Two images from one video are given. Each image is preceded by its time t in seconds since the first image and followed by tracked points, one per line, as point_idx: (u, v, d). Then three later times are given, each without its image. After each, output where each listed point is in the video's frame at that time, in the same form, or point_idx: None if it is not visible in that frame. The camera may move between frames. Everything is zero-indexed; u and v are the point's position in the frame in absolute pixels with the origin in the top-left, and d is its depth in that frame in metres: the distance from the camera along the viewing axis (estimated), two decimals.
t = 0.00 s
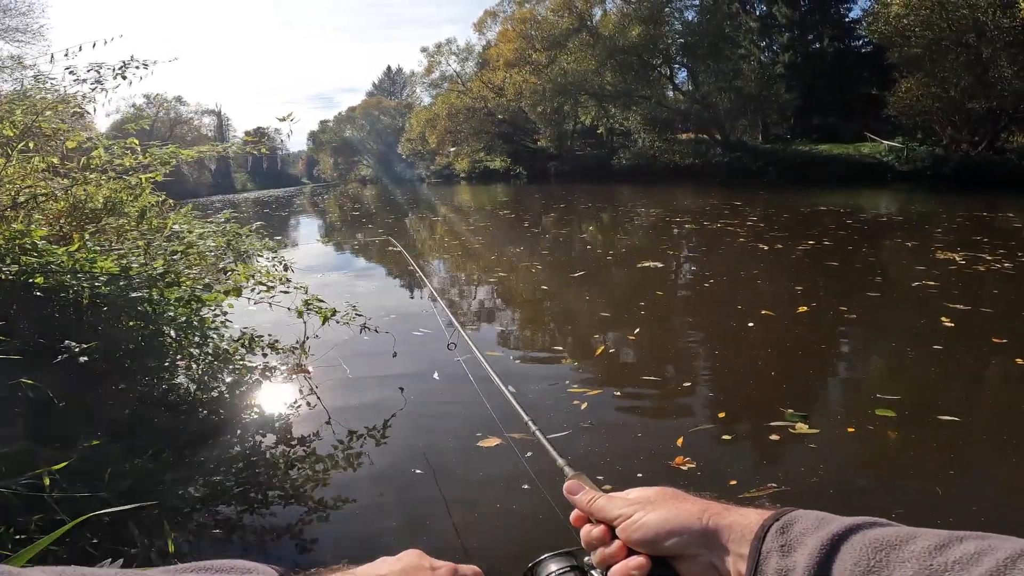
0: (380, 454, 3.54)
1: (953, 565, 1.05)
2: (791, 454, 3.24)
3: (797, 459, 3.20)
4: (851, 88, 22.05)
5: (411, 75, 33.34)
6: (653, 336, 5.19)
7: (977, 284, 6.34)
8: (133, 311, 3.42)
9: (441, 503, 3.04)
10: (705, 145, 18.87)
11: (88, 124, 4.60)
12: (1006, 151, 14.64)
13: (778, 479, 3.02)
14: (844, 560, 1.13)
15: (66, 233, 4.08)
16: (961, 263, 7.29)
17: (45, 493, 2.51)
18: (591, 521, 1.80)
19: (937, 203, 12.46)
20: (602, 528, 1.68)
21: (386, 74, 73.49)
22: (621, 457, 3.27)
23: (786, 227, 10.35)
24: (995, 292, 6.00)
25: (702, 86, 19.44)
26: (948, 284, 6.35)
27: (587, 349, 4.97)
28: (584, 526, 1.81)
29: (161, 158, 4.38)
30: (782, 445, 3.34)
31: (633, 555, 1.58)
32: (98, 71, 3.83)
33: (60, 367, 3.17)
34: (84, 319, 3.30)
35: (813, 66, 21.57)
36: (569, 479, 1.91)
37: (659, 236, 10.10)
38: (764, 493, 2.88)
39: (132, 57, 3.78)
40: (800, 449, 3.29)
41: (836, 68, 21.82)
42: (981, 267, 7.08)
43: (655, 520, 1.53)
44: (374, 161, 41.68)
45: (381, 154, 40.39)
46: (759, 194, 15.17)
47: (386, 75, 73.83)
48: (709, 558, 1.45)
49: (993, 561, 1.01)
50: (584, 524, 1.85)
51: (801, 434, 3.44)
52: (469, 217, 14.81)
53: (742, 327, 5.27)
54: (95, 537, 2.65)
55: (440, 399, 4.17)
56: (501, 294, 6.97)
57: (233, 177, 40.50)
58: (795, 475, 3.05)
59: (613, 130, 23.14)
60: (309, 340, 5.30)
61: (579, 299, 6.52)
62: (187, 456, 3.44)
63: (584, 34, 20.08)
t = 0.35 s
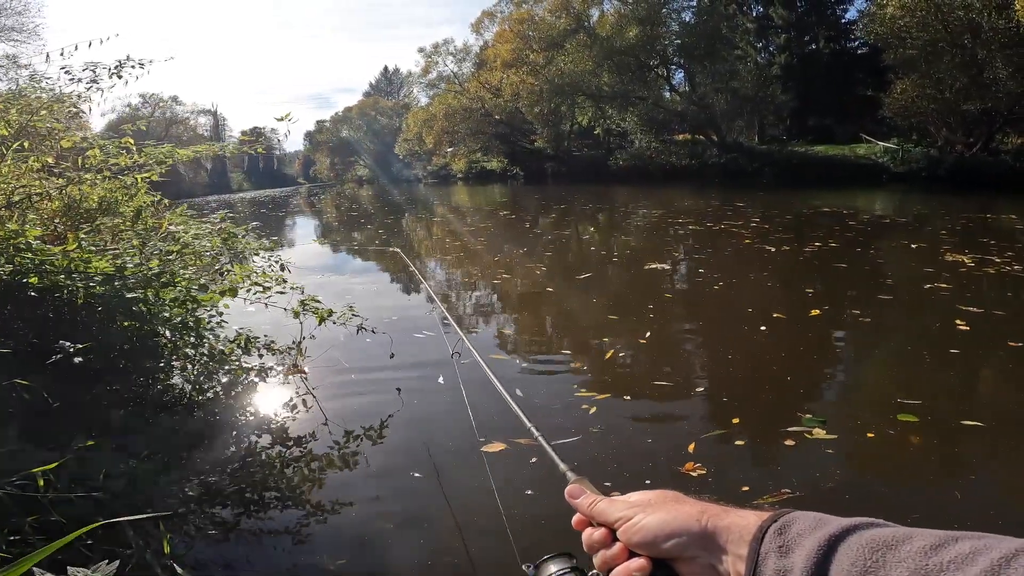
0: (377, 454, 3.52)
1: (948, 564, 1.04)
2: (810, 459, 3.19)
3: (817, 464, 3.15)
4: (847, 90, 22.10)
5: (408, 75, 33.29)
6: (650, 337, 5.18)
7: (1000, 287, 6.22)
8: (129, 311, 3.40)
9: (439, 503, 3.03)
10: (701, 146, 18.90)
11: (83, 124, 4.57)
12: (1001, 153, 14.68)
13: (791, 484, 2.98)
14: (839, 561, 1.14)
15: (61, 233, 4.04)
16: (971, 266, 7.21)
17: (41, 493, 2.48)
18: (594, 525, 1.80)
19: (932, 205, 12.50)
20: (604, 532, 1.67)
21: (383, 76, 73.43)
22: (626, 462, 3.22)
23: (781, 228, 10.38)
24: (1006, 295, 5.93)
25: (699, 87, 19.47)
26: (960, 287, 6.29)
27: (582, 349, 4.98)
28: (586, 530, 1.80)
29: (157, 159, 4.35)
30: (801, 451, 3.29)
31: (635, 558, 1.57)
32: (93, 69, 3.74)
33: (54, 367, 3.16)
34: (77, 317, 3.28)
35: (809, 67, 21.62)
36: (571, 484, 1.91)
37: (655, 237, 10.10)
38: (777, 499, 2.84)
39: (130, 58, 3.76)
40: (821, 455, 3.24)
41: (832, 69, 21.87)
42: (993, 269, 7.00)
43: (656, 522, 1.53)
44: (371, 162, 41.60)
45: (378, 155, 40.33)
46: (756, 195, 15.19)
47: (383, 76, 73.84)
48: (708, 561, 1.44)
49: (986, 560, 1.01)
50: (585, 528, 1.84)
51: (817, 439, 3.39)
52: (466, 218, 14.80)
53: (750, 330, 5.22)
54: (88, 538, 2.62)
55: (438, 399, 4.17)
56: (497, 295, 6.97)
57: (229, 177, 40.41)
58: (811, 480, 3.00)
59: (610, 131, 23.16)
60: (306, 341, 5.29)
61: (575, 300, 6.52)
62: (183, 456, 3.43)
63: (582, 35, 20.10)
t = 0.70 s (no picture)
0: (376, 457, 3.50)
1: (946, 571, 1.05)
2: (831, 465, 3.13)
3: (842, 470, 3.08)
4: (846, 90, 22.11)
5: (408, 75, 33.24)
6: (649, 337, 5.17)
7: (1012, 289, 6.16)
8: (127, 311, 3.40)
9: (437, 505, 3.02)
10: (701, 147, 18.90)
11: (83, 124, 4.57)
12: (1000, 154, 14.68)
13: (809, 489, 2.93)
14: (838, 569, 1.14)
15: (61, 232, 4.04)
16: (982, 268, 7.12)
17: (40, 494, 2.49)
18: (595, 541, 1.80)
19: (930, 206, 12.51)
20: (606, 546, 1.69)
21: (383, 76, 73.37)
22: (636, 466, 3.17)
23: (781, 229, 10.38)
24: (1021, 298, 5.84)
25: (698, 88, 19.48)
26: (977, 289, 6.19)
27: (581, 350, 4.98)
28: (587, 544, 1.81)
29: (156, 158, 4.34)
30: (823, 456, 3.22)
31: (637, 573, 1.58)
32: (93, 70, 3.85)
33: (52, 368, 3.17)
34: (77, 318, 3.28)
35: (808, 68, 21.63)
36: (571, 500, 1.92)
37: (654, 237, 10.10)
38: (794, 505, 2.79)
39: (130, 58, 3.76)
40: (845, 461, 3.17)
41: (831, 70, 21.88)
42: (1003, 271, 6.92)
43: (655, 536, 1.53)
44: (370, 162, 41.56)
45: (377, 155, 40.27)
46: (754, 196, 15.19)
47: (382, 76, 73.81)
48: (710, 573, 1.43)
49: (985, 568, 1.01)
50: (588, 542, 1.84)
51: (839, 444, 3.32)
52: (465, 218, 14.78)
53: (763, 332, 5.15)
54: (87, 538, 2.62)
55: (437, 399, 4.17)
56: (496, 295, 6.97)
57: (228, 177, 40.33)
58: (829, 486, 2.95)
59: (610, 131, 23.15)
60: (305, 340, 5.29)
61: (574, 300, 6.52)
62: (182, 455, 3.43)
63: (581, 35, 20.09)
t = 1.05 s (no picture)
0: (374, 457, 3.49)
1: None
2: (841, 469, 3.10)
3: (860, 476, 3.04)
4: (846, 91, 22.12)
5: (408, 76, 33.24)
6: (649, 338, 5.17)
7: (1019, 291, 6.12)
8: (126, 312, 3.39)
9: (435, 506, 3.01)
10: (700, 148, 18.91)
11: (81, 124, 4.56)
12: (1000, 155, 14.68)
13: (826, 495, 2.88)
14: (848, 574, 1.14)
15: (61, 233, 4.03)
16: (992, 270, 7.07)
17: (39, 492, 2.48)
18: (595, 543, 1.80)
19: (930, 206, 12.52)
20: (607, 550, 1.68)
21: (383, 77, 73.36)
22: (646, 471, 3.12)
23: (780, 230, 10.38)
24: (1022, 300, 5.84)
25: (698, 89, 19.49)
26: (993, 292, 6.10)
27: (580, 350, 4.97)
28: (588, 547, 1.81)
29: (155, 159, 4.33)
30: (843, 462, 3.17)
31: None
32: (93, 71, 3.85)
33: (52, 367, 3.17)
34: (77, 318, 3.28)
35: (808, 69, 21.65)
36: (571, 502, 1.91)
37: (653, 238, 10.10)
38: (812, 511, 2.74)
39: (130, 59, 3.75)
40: (866, 467, 3.11)
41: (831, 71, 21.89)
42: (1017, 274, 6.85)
43: (659, 540, 1.53)
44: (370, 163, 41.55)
45: (377, 156, 40.28)
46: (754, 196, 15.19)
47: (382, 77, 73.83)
48: None
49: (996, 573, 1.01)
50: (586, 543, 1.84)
51: (862, 451, 3.26)
52: (464, 218, 14.78)
53: (777, 336, 5.08)
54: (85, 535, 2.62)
55: (437, 400, 4.16)
56: (496, 295, 6.97)
57: (227, 177, 40.32)
58: (844, 490, 2.92)
59: (609, 132, 23.15)
60: (304, 341, 5.28)
61: (574, 301, 6.51)
62: (181, 455, 3.42)
63: (581, 36, 20.07)
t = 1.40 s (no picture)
0: (374, 459, 3.49)
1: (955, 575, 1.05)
2: (855, 474, 3.08)
3: (876, 481, 3.01)
4: (845, 92, 22.12)
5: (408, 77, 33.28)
6: (648, 339, 5.18)
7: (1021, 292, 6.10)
8: (126, 311, 3.39)
9: (434, 507, 3.02)
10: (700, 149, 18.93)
11: (81, 124, 4.56)
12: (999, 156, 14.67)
13: (845, 501, 2.85)
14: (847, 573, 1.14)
15: (61, 233, 4.03)
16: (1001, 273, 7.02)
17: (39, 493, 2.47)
18: (594, 545, 1.80)
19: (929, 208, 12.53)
20: (606, 552, 1.69)
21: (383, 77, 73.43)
22: (661, 478, 3.09)
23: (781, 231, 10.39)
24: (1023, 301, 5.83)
25: (698, 90, 19.50)
26: (1011, 295, 6.04)
27: (581, 351, 4.97)
28: (586, 550, 1.81)
29: (155, 159, 4.32)
30: (855, 467, 3.15)
31: None
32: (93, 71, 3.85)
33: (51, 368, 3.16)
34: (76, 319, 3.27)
35: (808, 70, 21.66)
36: (570, 505, 1.92)
37: (653, 239, 10.11)
38: (831, 517, 2.71)
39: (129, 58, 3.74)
40: (883, 472, 3.08)
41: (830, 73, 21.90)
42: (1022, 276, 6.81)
43: (656, 541, 1.54)
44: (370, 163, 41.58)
45: (377, 156, 40.31)
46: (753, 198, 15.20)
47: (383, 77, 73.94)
48: None
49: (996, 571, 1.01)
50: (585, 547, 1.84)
51: (883, 456, 3.22)
52: (465, 219, 14.80)
53: (787, 339, 5.04)
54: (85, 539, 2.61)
55: (436, 401, 4.16)
56: (496, 296, 6.97)
57: (228, 177, 40.38)
58: (863, 497, 2.88)
59: (609, 133, 23.16)
60: (304, 341, 5.29)
61: (573, 302, 6.52)
62: (181, 456, 3.43)
63: (581, 37, 20.00)
